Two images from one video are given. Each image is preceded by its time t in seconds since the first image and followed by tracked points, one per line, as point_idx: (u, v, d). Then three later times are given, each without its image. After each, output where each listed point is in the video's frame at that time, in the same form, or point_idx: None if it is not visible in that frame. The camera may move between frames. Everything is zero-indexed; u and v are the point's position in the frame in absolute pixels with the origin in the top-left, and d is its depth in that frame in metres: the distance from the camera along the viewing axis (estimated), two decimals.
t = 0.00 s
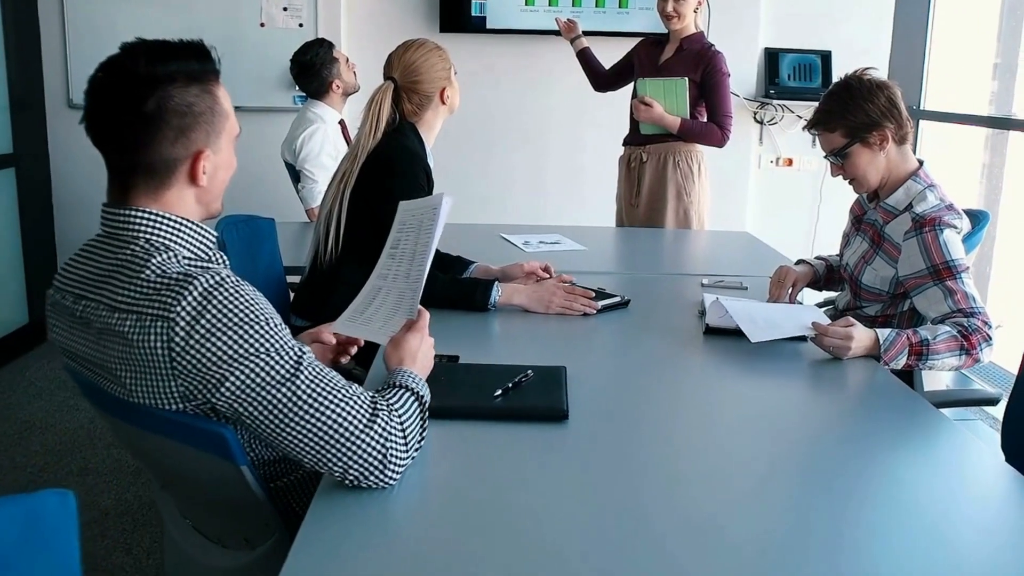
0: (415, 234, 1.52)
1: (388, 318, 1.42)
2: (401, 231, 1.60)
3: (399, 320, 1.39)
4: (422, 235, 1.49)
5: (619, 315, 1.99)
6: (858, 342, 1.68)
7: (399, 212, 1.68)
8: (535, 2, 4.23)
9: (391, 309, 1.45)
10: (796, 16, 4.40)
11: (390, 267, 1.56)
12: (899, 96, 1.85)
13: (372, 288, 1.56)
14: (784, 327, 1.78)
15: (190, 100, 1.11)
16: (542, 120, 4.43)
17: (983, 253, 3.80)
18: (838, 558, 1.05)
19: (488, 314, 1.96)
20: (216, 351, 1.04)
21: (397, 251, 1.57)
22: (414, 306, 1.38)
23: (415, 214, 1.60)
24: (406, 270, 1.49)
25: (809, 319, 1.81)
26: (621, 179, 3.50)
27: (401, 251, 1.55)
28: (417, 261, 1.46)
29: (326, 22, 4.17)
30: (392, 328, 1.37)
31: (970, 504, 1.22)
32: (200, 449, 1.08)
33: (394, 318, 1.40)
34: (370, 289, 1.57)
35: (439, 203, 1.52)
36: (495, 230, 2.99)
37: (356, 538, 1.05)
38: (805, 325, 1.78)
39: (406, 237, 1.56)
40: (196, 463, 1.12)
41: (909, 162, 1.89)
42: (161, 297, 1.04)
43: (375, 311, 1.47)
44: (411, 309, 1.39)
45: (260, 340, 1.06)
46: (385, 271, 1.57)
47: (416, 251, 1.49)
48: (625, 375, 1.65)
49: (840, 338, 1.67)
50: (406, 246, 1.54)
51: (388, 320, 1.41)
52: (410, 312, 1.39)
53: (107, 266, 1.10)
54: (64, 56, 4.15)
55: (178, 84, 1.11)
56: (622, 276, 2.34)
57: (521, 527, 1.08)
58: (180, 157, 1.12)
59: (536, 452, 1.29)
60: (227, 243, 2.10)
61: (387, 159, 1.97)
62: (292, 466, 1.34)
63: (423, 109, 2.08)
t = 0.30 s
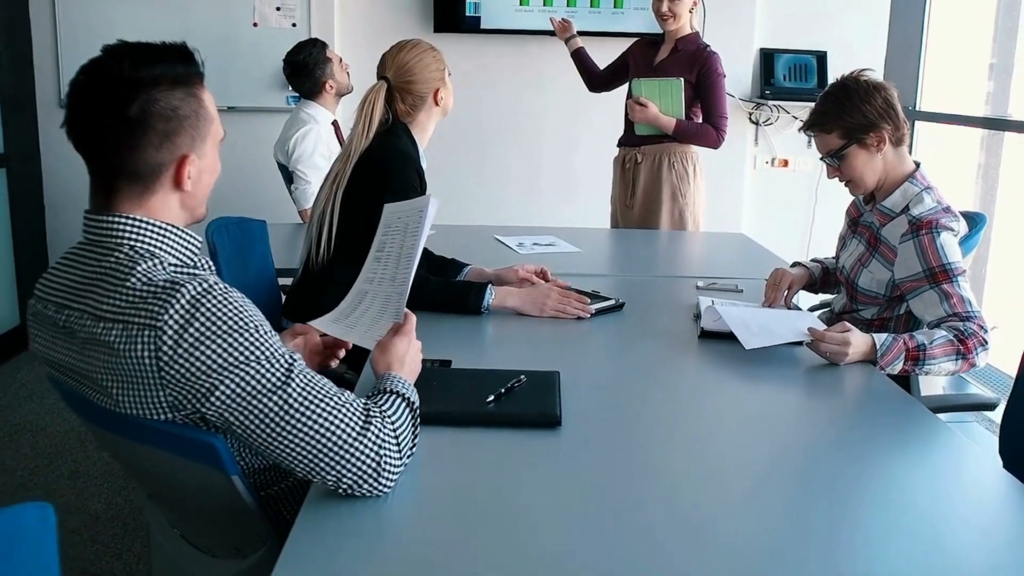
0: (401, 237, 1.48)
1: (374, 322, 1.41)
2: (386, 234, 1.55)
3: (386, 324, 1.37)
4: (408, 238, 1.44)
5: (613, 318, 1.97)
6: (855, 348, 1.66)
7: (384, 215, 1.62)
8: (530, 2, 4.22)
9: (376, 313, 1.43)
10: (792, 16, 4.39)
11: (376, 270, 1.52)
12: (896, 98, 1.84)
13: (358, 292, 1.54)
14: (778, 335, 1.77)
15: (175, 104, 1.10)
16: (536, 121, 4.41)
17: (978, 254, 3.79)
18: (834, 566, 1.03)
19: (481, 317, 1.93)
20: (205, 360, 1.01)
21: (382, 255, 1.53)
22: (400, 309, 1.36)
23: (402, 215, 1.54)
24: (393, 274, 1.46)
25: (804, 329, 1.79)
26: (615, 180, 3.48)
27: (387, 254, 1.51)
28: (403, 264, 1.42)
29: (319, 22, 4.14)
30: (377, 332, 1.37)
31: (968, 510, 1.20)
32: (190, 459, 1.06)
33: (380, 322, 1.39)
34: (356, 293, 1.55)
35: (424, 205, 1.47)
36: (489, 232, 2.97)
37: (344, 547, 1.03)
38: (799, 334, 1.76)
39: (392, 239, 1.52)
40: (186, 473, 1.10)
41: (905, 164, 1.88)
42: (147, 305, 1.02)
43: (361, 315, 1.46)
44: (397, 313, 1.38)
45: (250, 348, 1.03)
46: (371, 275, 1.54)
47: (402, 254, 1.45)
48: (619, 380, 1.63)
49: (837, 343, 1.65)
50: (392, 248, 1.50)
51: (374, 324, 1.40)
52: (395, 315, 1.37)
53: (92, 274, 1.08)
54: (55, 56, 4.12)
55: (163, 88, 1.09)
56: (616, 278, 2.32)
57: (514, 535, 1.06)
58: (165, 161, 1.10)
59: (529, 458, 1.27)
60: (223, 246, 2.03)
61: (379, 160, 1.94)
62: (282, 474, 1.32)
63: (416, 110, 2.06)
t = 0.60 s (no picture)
0: (393, 245, 1.49)
1: (361, 328, 1.37)
2: (376, 240, 1.56)
3: (375, 330, 1.34)
4: (402, 246, 1.46)
5: (611, 323, 1.94)
6: (856, 355, 1.63)
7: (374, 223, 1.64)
8: (528, 2, 4.19)
9: (365, 318, 1.40)
10: (791, 17, 4.37)
11: (364, 277, 1.52)
12: (898, 100, 1.82)
13: (343, 296, 1.51)
14: (779, 344, 1.70)
15: (162, 111, 1.07)
16: (534, 122, 4.38)
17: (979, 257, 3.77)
18: None
19: (477, 322, 1.91)
20: (195, 373, 0.99)
21: (371, 261, 1.53)
22: (391, 316, 1.33)
23: (393, 222, 1.56)
24: (382, 280, 1.46)
25: (806, 335, 1.72)
26: (614, 182, 3.46)
27: (377, 260, 1.51)
28: (395, 272, 1.42)
29: (316, 22, 4.12)
30: (364, 340, 1.32)
31: (972, 521, 1.17)
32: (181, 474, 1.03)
33: (369, 328, 1.35)
34: (340, 297, 1.52)
35: (420, 213, 1.48)
36: (486, 234, 2.94)
37: (335, 562, 1.00)
38: (801, 341, 1.69)
39: (383, 246, 1.52)
40: (178, 488, 1.07)
41: (908, 167, 1.85)
42: (136, 317, 0.99)
43: (347, 318, 1.42)
44: (387, 319, 1.35)
45: (242, 360, 1.01)
46: (357, 280, 1.53)
47: (394, 262, 1.45)
48: (617, 386, 1.60)
49: (838, 351, 1.62)
50: (383, 255, 1.50)
51: (361, 331, 1.35)
52: (385, 322, 1.34)
53: (79, 285, 1.06)
54: (50, 57, 4.10)
55: (150, 95, 1.07)
56: (615, 282, 2.29)
57: (511, 548, 1.03)
58: (152, 169, 1.07)
59: (526, 468, 1.25)
60: (216, 250, 2.00)
61: (375, 164, 1.92)
62: (275, 485, 1.30)
63: (412, 111, 2.04)
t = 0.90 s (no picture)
0: (391, 253, 1.47)
1: (357, 337, 1.35)
2: (372, 248, 1.54)
3: (371, 339, 1.32)
4: (400, 255, 1.44)
5: (614, 329, 1.91)
6: (864, 363, 1.61)
7: (370, 229, 1.61)
8: (531, 3, 4.17)
9: (362, 326, 1.38)
10: (796, 18, 4.34)
11: (359, 284, 1.50)
12: (906, 104, 1.79)
13: (337, 305, 1.49)
14: (786, 352, 1.67)
15: (156, 118, 1.05)
16: (537, 124, 4.36)
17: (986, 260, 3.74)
18: None
19: (478, 328, 1.88)
20: (192, 387, 0.96)
21: (367, 269, 1.51)
22: (387, 325, 1.31)
23: (391, 230, 1.54)
24: (378, 288, 1.44)
25: (812, 341, 1.69)
26: (617, 184, 3.43)
27: (373, 268, 1.49)
28: (392, 281, 1.40)
29: (318, 24, 4.11)
30: (361, 350, 1.30)
31: (982, 533, 1.15)
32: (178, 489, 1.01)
33: (365, 337, 1.33)
34: (335, 305, 1.50)
35: (421, 223, 1.46)
36: (488, 238, 2.92)
37: None
38: (807, 349, 1.66)
39: (380, 254, 1.50)
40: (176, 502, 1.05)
41: (915, 171, 1.83)
42: (131, 330, 0.97)
43: (343, 327, 1.40)
44: (384, 327, 1.33)
45: (240, 373, 0.99)
46: (352, 288, 1.51)
47: (391, 270, 1.44)
48: (620, 393, 1.58)
49: (845, 359, 1.60)
50: (378, 263, 1.48)
51: (358, 340, 1.33)
52: (382, 331, 1.32)
53: (72, 296, 1.04)
54: (52, 59, 4.08)
55: (143, 102, 1.05)
56: (618, 287, 2.27)
57: (510, 562, 1.01)
58: (147, 178, 1.06)
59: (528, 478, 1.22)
60: (217, 254, 1.98)
61: (375, 169, 1.90)
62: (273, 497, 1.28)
63: (412, 114, 2.02)
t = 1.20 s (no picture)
0: (385, 261, 1.45)
1: (353, 349, 1.32)
2: (367, 256, 1.53)
3: (369, 350, 1.29)
4: (394, 264, 1.42)
5: (615, 336, 1.89)
6: (870, 372, 1.58)
7: (365, 238, 1.60)
8: (532, 5, 4.15)
9: (358, 337, 1.35)
10: (800, 18, 4.31)
11: (354, 293, 1.47)
12: (912, 107, 1.77)
13: (332, 315, 1.46)
14: (790, 361, 1.64)
15: (145, 127, 1.03)
16: (539, 126, 4.33)
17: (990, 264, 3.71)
18: None
19: (478, 336, 1.85)
20: (187, 404, 0.94)
21: (362, 279, 1.49)
22: (384, 335, 1.28)
23: (386, 237, 1.52)
24: (374, 299, 1.41)
25: (818, 350, 1.66)
26: (618, 187, 3.40)
27: (368, 277, 1.47)
28: (386, 290, 1.38)
29: (318, 25, 4.08)
30: (359, 362, 1.27)
31: (992, 547, 1.12)
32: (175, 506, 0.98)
33: (362, 348, 1.31)
34: (331, 316, 1.47)
35: (412, 229, 1.45)
36: (489, 242, 2.90)
37: None
38: (813, 357, 1.63)
39: (374, 263, 1.48)
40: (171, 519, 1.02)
41: (922, 176, 1.80)
42: (123, 345, 0.95)
43: (339, 338, 1.37)
44: (380, 337, 1.30)
45: (236, 389, 0.96)
46: (348, 298, 1.48)
47: (385, 279, 1.41)
48: (622, 402, 1.55)
49: (852, 368, 1.57)
50: (373, 272, 1.47)
51: (355, 351, 1.31)
52: (378, 341, 1.29)
53: (62, 310, 1.01)
54: (50, 60, 4.06)
55: (132, 110, 1.02)
56: (619, 293, 2.24)
57: None
58: (137, 188, 1.03)
59: (528, 492, 1.19)
60: (213, 261, 1.95)
61: (372, 174, 1.87)
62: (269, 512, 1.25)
63: (410, 118, 1.99)
